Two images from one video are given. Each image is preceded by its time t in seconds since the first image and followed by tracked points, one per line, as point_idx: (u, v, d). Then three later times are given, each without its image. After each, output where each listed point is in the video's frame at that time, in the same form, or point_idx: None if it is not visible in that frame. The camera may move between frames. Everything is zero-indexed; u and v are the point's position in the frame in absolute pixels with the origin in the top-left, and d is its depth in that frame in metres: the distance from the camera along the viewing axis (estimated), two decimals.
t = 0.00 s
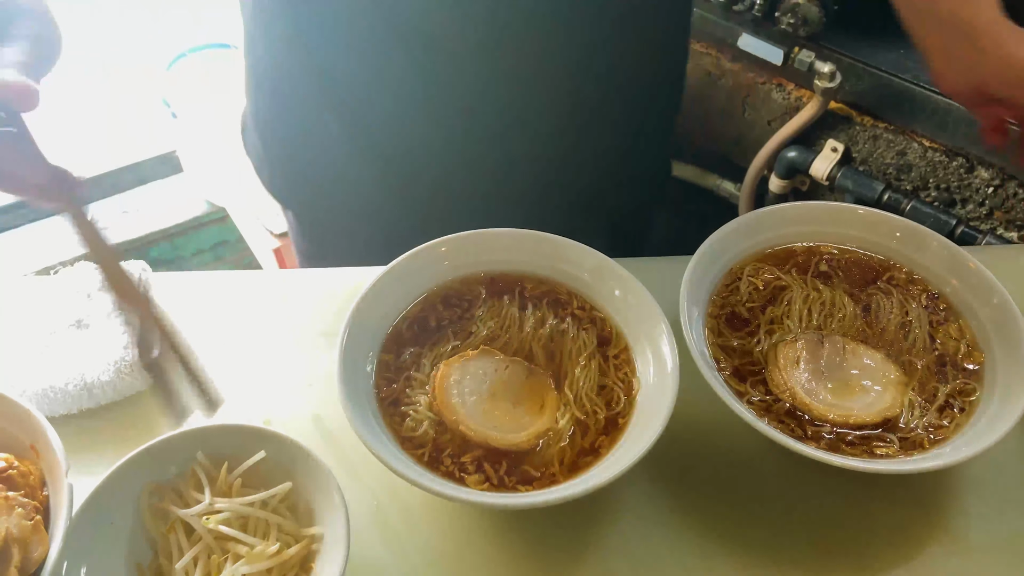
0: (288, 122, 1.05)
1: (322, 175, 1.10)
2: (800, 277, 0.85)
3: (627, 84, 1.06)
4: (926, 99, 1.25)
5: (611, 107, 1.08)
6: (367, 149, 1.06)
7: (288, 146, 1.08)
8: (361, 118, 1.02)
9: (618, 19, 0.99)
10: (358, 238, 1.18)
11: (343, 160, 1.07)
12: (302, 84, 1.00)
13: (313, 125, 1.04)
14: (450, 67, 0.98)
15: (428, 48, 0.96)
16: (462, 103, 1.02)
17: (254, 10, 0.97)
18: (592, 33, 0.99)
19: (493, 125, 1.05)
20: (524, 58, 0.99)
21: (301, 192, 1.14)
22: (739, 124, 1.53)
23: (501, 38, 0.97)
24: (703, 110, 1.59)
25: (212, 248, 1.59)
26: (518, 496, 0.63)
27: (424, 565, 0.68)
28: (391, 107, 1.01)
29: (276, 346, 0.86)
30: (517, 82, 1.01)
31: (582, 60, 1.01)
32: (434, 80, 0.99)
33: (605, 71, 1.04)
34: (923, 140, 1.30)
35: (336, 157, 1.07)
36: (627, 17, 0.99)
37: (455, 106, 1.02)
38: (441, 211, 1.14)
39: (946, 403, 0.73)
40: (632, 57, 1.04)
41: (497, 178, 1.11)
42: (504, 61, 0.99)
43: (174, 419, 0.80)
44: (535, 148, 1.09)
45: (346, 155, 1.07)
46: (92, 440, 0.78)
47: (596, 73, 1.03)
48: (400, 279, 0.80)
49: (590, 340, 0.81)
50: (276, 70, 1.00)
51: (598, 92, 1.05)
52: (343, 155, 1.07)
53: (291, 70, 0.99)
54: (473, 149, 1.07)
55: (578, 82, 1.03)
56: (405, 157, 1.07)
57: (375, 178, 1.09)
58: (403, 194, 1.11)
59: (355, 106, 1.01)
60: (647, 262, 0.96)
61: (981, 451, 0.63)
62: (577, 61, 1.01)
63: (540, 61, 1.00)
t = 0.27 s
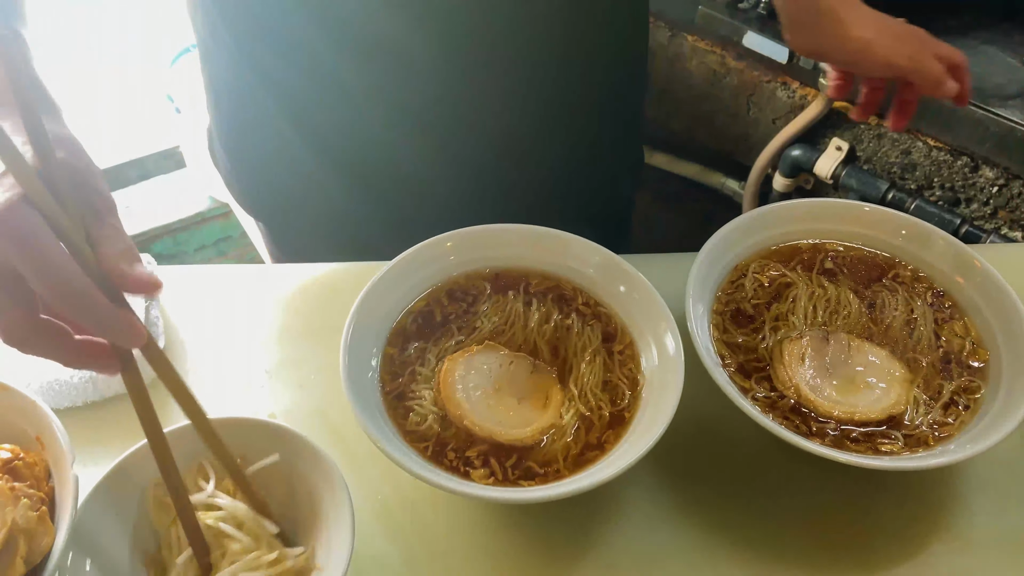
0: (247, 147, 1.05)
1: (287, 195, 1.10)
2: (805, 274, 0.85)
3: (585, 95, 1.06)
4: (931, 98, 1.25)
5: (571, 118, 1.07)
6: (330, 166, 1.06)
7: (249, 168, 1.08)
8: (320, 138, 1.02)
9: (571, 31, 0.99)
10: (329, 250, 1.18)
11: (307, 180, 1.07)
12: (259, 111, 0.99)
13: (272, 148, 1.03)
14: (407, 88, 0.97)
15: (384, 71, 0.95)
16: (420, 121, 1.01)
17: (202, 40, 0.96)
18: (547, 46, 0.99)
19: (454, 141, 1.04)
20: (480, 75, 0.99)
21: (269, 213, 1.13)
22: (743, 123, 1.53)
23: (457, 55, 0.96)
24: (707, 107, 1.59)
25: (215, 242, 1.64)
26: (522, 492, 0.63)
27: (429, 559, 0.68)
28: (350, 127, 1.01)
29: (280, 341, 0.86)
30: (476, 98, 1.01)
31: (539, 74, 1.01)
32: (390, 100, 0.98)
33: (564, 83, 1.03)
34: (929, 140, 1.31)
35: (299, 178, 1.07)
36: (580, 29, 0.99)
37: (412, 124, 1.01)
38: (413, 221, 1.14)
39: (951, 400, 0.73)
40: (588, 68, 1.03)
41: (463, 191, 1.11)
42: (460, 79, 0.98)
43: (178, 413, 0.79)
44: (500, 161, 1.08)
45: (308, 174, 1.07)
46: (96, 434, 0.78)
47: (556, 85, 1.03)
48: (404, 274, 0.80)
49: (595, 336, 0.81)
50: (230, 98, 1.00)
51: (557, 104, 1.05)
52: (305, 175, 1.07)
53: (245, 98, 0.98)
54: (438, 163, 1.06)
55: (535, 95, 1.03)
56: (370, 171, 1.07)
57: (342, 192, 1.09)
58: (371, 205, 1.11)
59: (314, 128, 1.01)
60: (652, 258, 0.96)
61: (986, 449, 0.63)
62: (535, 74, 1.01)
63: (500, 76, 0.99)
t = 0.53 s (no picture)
0: (229, 128, 1.05)
1: (266, 178, 1.10)
2: (812, 265, 0.85)
3: (574, 97, 1.05)
4: (940, 91, 1.24)
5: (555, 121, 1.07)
6: (320, 156, 1.05)
7: (232, 148, 1.08)
8: (303, 126, 1.02)
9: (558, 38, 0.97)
10: (309, 236, 1.18)
11: (287, 168, 1.07)
12: (239, 96, 1.00)
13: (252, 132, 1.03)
14: (383, 88, 0.96)
15: (364, 71, 0.94)
16: (399, 122, 1.00)
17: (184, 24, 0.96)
18: (532, 54, 0.98)
19: (434, 142, 1.03)
20: (463, 81, 0.97)
21: (248, 195, 1.13)
22: (750, 115, 1.52)
23: (437, 61, 0.95)
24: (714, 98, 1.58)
25: (222, 229, 1.68)
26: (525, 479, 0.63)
27: (432, 545, 0.68)
28: (330, 121, 1.00)
29: (284, 325, 0.86)
30: (457, 101, 0.99)
31: (524, 79, 1.00)
32: (370, 99, 0.97)
33: (549, 87, 1.02)
34: (936, 132, 1.29)
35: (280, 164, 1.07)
36: (569, 35, 0.98)
37: (391, 123, 1.00)
38: (393, 217, 1.13)
39: (956, 393, 0.72)
40: (579, 69, 1.02)
41: (441, 191, 1.10)
42: (443, 83, 0.97)
43: (183, 395, 0.80)
44: (481, 163, 1.07)
45: (300, 163, 1.06)
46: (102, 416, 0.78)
47: (551, 82, 1.02)
48: (409, 261, 0.80)
49: (600, 324, 0.81)
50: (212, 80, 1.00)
51: (553, 100, 1.04)
52: (285, 162, 1.06)
53: (226, 81, 0.99)
54: (419, 162, 1.06)
55: (521, 98, 1.02)
56: (349, 164, 1.06)
57: (322, 182, 1.09)
58: (350, 197, 1.11)
59: (294, 115, 1.01)
60: (658, 248, 0.95)
61: (990, 442, 0.63)
62: (520, 80, 1.00)
63: (481, 83, 0.98)
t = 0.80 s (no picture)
0: (230, 125, 1.05)
1: (269, 173, 1.10)
2: (814, 264, 0.85)
3: (575, 94, 1.05)
4: (946, 91, 1.24)
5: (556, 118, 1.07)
6: (325, 152, 1.06)
7: (232, 144, 1.08)
8: (307, 125, 1.02)
9: (559, 37, 0.98)
10: (311, 230, 1.19)
11: (290, 163, 1.07)
12: (242, 94, 1.00)
13: (253, 128, 1.04)
14: (386, 87, 0.97)
15: (367, 70, 0.95)
16: (402, 119, 1.01)
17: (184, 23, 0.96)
18: (533, 52, 0.98)
19: (436, 139, 1.04)
20: (465, 78, 0.98)
21: (250, 190, 1.14)
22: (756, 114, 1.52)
23: (441, 60, 0.95)
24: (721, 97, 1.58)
25: (227, 225, 1.70)
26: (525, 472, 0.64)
27: (433, 538, 0.69)
28: (333, 118, 1.01)
29: (289, 319, 0.87)
30: (459, 99, 1.00)
31: (525, 77, 1.00)
32: (373, 97, 0.98)
33: (550, 85, 1.02)
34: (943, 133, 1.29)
35: (282, 159, 1.07)
36: (573, 34, 0.98)
37: (394, 121, 1.01)
38: (396, 210, 1.14)
39: (956, 392, 0.73)
40: (581, 68, 1.02)
41: (444, 185, 1.10)
42: (447, 81, 0.97)
43: (189, 388, 0.80)
44: (483, 158, 1.08)
45: (305, 159, 1.07)
46: (108, 408, 0.79)
47: (556, 80, 1.02)
48: (413, 257, 0.81)
49: (603, 320, 0.82)
50: (212, 78, 1.00)
51: (558, 99, 1.04)
52: (287, 158, 1.07)
53: (232, 81, 0.99)
54: (421, 158, 1.06)
55: (522, 96, 1.02)
56: (352, 160, 1.07)
57: (325, 177, 1.09)
58: (353, 191, 1.12)
59: (296, 112, 1.01)
60: (663, 245, 0.96)
61: (988, 442, 0.63)
62: (521, 78, 1.00)
63: (483, 81, 0.99)
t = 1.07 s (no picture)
0: (239, 125, 1.06)
1: (276, 172, 1.10)
2: (817, 265, 0.85)
3: (580, 95, 1.05)
4: (951, 94, 1.24)
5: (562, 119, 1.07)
6: (331, 152, 1.06)
7: (240, 144, 1.09)
8: (314, 126, 1.03)
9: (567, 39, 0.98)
10: (317, 228, 1.19)
11: (298, 163, 1.08)
12: (251, 95, 1.00)
13: (262, 129, 1.04)
14: (394, 88, 0.97)
15: (376, 71, 0.95)
16: (409, 120, 1.01)
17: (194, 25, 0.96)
18: (541, 54, 0.98)
19: (443, 140, 1.04)
20: (473, 79, 0.98)
21: (257, 188, 1.14)
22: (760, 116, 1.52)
23: (449, 61, 0.95)
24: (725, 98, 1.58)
25: (233, 225, 1.68)
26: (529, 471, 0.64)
27: (436, 536, 0.69)
28: (341, 119, 1.01)
29: (293, 318, 0.88)
30: (466, 100, 1.00)
31: (532, 78, 1.00)
32: (378, 98, 0.98)
33: (556, 86, 1.03)
34: (948, 135, 1.29)
35: (289, 159, 1.07)
36: (578, 34, 0.98)
37: (401, 122, 1.01)
38: (401, 210, 1.14)
39: (959, 394, 0.73)
40: (586, 69, 1.03)
41: (449, 185, 1.11)
42: (455, 82, 0.98)
43: (194, 385, 0.81)
44: (488, 159, 1.08)
45: (311, 159, 1.07)
46: (113, 405, 0.79)
47: (563, 81, 1.03)
48: (417, 256, 0.81)
49: (606, 320, 0.82)
50: (222, 78, 1.00)
51: (563, 99, 1.05)
52: (295, 158, 1.07)
53: (240, 82, 0.99)
54: (427, 159, 1.07)
55: (527, 97, 1.02)
56: (359, 160, 1.07)
57: (331, 176, 1.10)
58: (358, 191, 1.12)
59: (305, 112, 1.01)
60: (666, 245, 0.96)
61: (991, 442, 0.63)
62: (528, 80, 1.00)
63: (491, 82, 0.99)
